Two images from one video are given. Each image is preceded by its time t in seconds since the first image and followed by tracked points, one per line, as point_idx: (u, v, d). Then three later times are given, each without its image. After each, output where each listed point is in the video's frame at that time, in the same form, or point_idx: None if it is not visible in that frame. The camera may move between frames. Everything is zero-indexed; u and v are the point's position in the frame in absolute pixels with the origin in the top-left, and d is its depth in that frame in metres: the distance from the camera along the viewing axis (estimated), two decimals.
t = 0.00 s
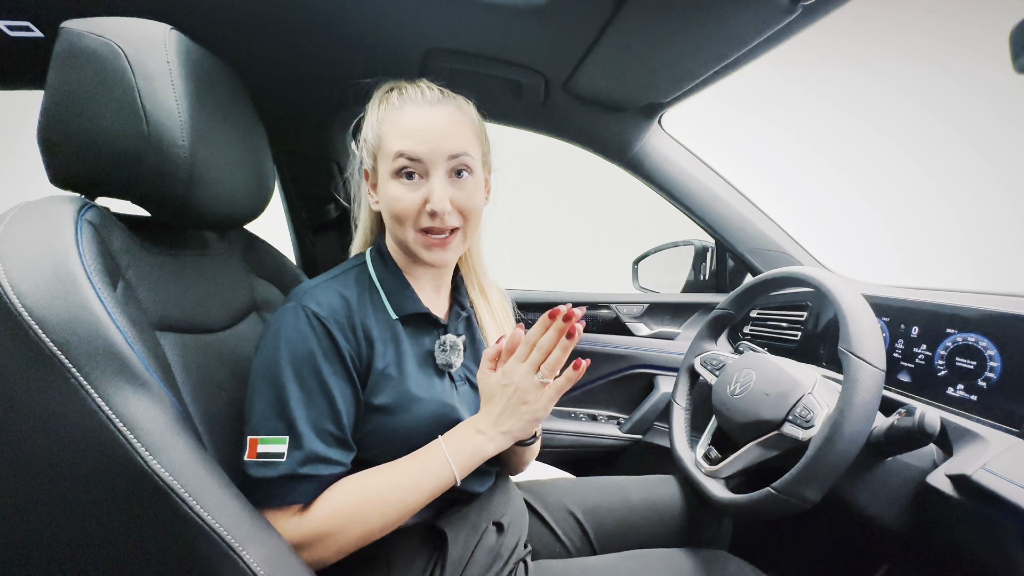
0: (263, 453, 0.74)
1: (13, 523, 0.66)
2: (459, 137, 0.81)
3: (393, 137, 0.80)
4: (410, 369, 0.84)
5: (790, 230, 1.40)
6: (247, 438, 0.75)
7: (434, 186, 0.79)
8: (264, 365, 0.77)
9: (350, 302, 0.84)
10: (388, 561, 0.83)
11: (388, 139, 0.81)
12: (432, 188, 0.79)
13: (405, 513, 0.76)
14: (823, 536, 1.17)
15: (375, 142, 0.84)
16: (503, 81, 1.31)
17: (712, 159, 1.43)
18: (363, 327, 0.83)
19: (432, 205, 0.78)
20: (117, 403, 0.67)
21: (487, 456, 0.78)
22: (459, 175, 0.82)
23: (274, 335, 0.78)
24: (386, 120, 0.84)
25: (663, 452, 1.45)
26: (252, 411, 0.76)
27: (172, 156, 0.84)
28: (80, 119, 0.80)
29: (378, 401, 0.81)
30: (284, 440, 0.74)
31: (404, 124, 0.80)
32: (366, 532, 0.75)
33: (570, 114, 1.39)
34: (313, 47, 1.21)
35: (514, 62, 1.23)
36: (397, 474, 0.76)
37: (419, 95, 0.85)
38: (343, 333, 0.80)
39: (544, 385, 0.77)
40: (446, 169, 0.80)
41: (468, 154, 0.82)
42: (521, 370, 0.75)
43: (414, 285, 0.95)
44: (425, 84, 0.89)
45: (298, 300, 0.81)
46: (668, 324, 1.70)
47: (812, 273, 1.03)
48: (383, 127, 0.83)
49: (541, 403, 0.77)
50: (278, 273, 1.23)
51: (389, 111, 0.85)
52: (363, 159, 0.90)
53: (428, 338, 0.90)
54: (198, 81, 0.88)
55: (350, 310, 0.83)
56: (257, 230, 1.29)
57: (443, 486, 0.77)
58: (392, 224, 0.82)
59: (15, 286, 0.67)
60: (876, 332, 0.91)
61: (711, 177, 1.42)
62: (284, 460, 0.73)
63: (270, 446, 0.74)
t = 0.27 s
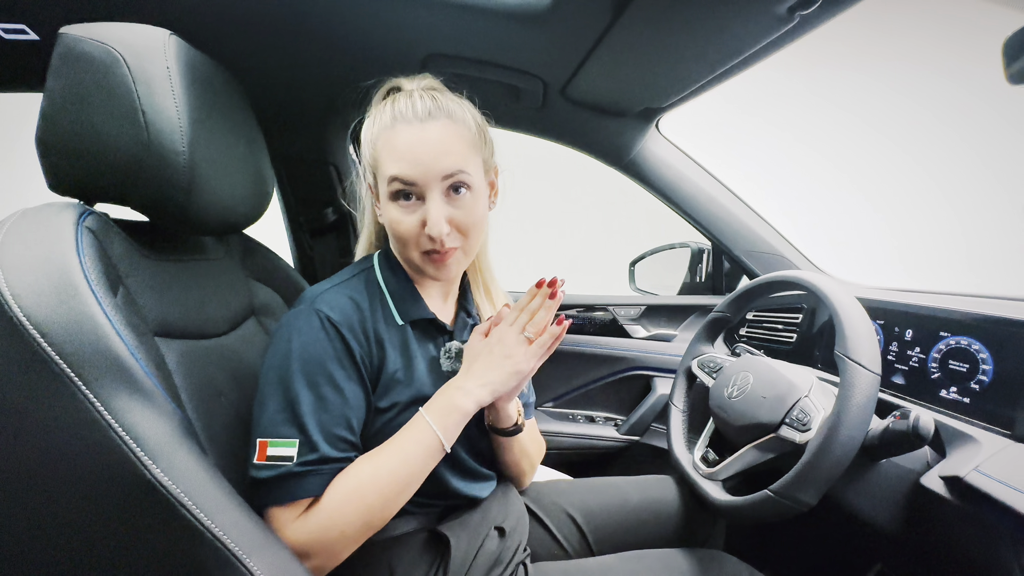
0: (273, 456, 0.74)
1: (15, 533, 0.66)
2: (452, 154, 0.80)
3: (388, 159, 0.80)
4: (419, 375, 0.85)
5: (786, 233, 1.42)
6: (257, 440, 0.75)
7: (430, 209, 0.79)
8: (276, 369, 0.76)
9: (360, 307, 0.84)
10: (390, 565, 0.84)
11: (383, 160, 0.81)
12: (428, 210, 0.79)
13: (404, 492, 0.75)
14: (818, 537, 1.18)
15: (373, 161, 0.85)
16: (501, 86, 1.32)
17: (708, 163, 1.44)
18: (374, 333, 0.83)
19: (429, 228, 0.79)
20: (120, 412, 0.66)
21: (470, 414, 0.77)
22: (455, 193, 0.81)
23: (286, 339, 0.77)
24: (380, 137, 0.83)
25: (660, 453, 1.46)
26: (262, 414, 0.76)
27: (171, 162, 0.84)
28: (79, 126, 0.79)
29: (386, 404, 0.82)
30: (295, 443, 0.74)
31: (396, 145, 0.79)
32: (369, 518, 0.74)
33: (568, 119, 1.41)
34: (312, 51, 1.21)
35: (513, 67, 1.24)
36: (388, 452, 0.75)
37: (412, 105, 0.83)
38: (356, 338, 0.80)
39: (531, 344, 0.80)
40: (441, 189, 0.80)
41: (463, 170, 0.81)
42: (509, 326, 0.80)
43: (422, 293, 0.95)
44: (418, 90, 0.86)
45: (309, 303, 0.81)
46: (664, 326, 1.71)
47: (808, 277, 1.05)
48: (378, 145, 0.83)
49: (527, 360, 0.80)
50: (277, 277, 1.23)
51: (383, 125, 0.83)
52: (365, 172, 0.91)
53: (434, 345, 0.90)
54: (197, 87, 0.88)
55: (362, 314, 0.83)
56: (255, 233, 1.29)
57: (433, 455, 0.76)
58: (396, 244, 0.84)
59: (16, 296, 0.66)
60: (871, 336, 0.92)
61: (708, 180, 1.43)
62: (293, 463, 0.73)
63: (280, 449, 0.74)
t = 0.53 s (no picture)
0: (277, 465, 0.74)
1: (23, 542, 0.67)
2: (473, 176, 0.81)
3: (407, 173, 0.81)
4: (423, 382, 0.86)
5: (781, 235, 1.44)
6: (262, 448, 0.75)
7: (447, 226, 0.81)
8: (285, 375, 0.75)
9: (368, 314, 0.84)
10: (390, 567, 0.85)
11: (403, 174, 0.82)
12: (444, 227, 0.81)
13: (408, 503, 0.76)
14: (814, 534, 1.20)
15: (390, 172, 0.85)
16: (499, 89, 1.33)
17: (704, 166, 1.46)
18: (381, 341, 0.84)
19: (443, 244, 0.81)
20: (126, 420, 0.67)
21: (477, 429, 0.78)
22: (472, 212, 0.83)
23: (298, 344, 0.76)
24: (401, 151, 0.84)
25: (658, 452, 1.48)
26: (267, 418, 0.75)
27: (173, 170, 0.84)
28: (80, 134, 0.80)
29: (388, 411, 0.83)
30: (302, 452, 0.74)
31: (418, 161, 0.81)
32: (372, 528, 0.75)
33: (566, 121, 1.42)
34: (312, 54, 1.22)
35: (512, 72, 1.25)
36: (392, 464, 0.76)
37: (437, 124, 0.84)
38: (364, 345, 0.81)
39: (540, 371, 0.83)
40: (459, 207, 0.82)
41: (482, 191, 0.83)
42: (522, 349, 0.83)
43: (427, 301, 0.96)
44: (442, 106, 0.88)
45: (319, 307, 0.81)
46: (661, 327, 1.73)
47: (801, 278, 1.06)
48: (400, 156, 0.84)
49: (536, 384, 0.82)
50: (276, 282, 1.24)
51: (405, 140, 0.84)
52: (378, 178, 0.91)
53: (436, 354, 0.92)
54: (198, 94, 0.88)
55: (371, 321, 0.84)
56: (255, 237, 1.29)
57: (440, 468, 0.77)
58: (405, 253, 0.85)
59: (21, 304, 0.67)
60: (865, 338, 0.94)
61: (704, 182, 1.45)
62: (299, 472, 0.74)
63: (286, 457, 0.74)
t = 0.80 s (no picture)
0: (284, 458, 0.75)
1: (31, 546, 0.67)
2: (474, 177, 0.82)
3: (410, 175, 0.82)
4: (425, 380, 0.87)
5: (776, 234, 1.46)
6: (269, 442, 0.75)
7: (448, 226, 0.81)
8: (292, 371, 0.76)
9: (372, 313, 0.85)
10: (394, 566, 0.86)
11: (404, 176, 0.83)
12: (446, 227, 0.81)
13: (413, 496, 0.77)
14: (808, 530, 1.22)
15: (392, 174, 0.86)
16: (497, 91, 1.34)
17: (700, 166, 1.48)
18: (385, 339, 0.85)
19: (445, 244, 0.81)
20: (132, 425, 0.67)
21: (477, 420, 0.80)
22: (473, 213, 0.84)
23: (305, 340, 0.77)
24: (402, 154, 0.84)
25: (655, 450, 1.50)
26: (274, 416, 0.75)
27: (174, 174, 0.84)
28: (81, 139, 0.79)
29: (392, 410, 0.84)
30: (308, 447, 0.75)
31: (421, 163, 0.82)
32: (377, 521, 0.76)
33: (563, 122, 1.43)
34: (311, 56, 1.23)
35: (510, 74, 1.26)
36: (397, 457, 0.77)
37: (436, 128, 0.85)
38: (369, 342, 0.82)
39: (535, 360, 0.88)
40: (461, 208, 0.83)
41: (482, 193, 0.84)
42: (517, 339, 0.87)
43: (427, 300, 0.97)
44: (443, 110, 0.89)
45: (324, 305, 0.82)
46: (658, 326, 1.75)
47: (796, 278, 1.08)
48: (402, 159, 0.85)
49: (533, 373, 0.86)
50: (275, 284, 1.24)
51: (406, 144, 0.85)
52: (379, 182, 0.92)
53: (437, 353, 0.93)
54: (199, 98, 0.88)
55: (375, 319, 0.85)
56: (254, 240, 1.30)
57: (443, 459, 0.79)
58: (406, 254, 0.85)
59: (27, 311, 0.67)
60: (859, 338, 0.95)
61: (699, 182, 1.47)
62: (306, 465, 0.74)
63: (293, 451, 0.74)
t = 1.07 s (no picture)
0: (290, 457, 0.74)
1: (29, 551, 0.67)
2: (474, 170, 0.83)
3: (410, 168, 0.82)
4: (426, 376, 0.87)
5: (772, 232, 1.47)
6: (273, 441, 0.75)
7: (449, 219, 0.81)
8: (295, 370, 0.76)
9: (372, 310, 0.85)
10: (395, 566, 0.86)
11: (405, 169, 0.83)
12: (447, 219, 0.81)
13: (416, 489, 0.77)
14: (804, 525, 1.23)
15: (391, 168, 0.86)
16: (493, 90, 1.34)
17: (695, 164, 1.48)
18: (387, 335, 0.85)
19: (445, 236, 0.81)
20: (130, 428, 0.67)
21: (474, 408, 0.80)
22: (473, 206, 0.84)
23: (308, 339, 0.77)
24: (403, 148, 0.85)
25: (652, 447, 1.51)
26: (277, 415, 0.75)
27: (170, 176, 0.84)
28: (75, 140, 0.79)
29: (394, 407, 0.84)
30: (315, 444, 0.75)
31: (421, 156, 0.82)
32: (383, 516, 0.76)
33: (559, 121, 1.43)
34: (306, 55, 1.22)
35: (506, 73, 1.26)
36: (398, 451, 0.77)
37: (436, 123, 0.86)
38: (371, 339, 0.82)
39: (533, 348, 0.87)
40: (462, 200, 0.83)
41: (482, 186, 0.84)
42: (515, 327, 0.87)
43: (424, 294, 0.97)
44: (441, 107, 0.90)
45: (325, 303, 0.82)
46: (654, 323, 1.76)
47: (792, 275, 1.09)
48: (403, 151, 0.85)
49: (530, 361, 0.86)
50: (272, 284, 1.24)
51: (406, 138, 0.85)
52: (377, 177, 0.91)
53: (437, 348, 0.93)
54: (195, 100, 0.88)
55: (376, 316, 0.85)
56: (250, 240, 1.29)
57: (444, 450, 0.79)
58: (405, 248, 0.85)
59: (23, 315, 0.67)
60: (854, 335, 0.96)
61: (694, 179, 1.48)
62: (312, 463, 0.74)
63: (299, 449, 0.74)
